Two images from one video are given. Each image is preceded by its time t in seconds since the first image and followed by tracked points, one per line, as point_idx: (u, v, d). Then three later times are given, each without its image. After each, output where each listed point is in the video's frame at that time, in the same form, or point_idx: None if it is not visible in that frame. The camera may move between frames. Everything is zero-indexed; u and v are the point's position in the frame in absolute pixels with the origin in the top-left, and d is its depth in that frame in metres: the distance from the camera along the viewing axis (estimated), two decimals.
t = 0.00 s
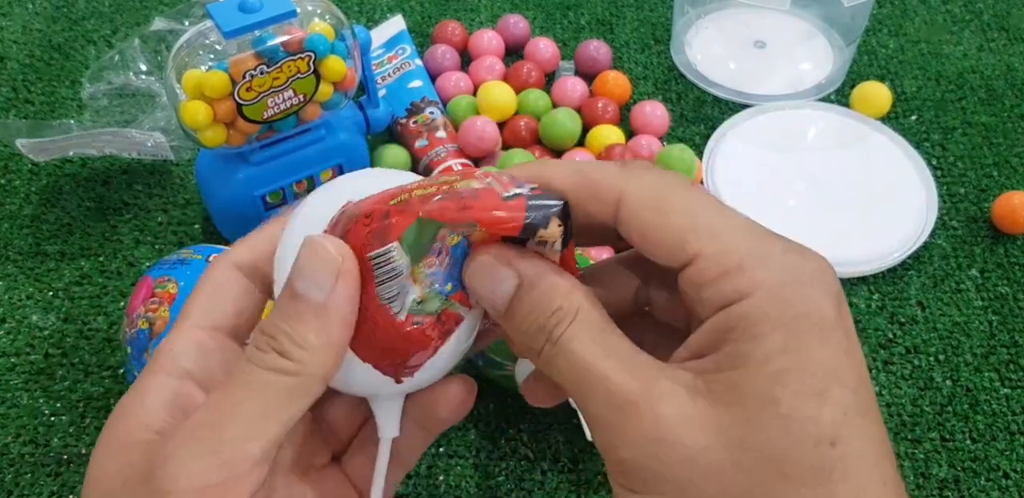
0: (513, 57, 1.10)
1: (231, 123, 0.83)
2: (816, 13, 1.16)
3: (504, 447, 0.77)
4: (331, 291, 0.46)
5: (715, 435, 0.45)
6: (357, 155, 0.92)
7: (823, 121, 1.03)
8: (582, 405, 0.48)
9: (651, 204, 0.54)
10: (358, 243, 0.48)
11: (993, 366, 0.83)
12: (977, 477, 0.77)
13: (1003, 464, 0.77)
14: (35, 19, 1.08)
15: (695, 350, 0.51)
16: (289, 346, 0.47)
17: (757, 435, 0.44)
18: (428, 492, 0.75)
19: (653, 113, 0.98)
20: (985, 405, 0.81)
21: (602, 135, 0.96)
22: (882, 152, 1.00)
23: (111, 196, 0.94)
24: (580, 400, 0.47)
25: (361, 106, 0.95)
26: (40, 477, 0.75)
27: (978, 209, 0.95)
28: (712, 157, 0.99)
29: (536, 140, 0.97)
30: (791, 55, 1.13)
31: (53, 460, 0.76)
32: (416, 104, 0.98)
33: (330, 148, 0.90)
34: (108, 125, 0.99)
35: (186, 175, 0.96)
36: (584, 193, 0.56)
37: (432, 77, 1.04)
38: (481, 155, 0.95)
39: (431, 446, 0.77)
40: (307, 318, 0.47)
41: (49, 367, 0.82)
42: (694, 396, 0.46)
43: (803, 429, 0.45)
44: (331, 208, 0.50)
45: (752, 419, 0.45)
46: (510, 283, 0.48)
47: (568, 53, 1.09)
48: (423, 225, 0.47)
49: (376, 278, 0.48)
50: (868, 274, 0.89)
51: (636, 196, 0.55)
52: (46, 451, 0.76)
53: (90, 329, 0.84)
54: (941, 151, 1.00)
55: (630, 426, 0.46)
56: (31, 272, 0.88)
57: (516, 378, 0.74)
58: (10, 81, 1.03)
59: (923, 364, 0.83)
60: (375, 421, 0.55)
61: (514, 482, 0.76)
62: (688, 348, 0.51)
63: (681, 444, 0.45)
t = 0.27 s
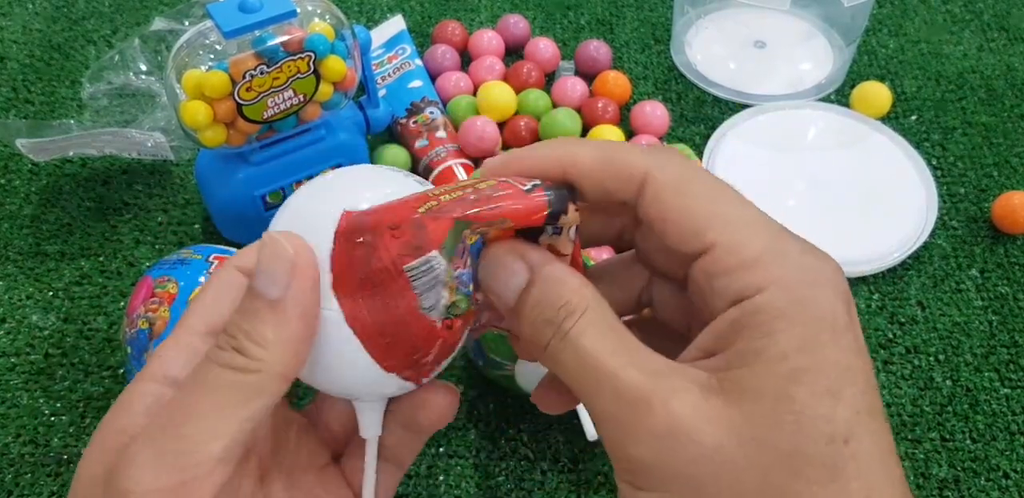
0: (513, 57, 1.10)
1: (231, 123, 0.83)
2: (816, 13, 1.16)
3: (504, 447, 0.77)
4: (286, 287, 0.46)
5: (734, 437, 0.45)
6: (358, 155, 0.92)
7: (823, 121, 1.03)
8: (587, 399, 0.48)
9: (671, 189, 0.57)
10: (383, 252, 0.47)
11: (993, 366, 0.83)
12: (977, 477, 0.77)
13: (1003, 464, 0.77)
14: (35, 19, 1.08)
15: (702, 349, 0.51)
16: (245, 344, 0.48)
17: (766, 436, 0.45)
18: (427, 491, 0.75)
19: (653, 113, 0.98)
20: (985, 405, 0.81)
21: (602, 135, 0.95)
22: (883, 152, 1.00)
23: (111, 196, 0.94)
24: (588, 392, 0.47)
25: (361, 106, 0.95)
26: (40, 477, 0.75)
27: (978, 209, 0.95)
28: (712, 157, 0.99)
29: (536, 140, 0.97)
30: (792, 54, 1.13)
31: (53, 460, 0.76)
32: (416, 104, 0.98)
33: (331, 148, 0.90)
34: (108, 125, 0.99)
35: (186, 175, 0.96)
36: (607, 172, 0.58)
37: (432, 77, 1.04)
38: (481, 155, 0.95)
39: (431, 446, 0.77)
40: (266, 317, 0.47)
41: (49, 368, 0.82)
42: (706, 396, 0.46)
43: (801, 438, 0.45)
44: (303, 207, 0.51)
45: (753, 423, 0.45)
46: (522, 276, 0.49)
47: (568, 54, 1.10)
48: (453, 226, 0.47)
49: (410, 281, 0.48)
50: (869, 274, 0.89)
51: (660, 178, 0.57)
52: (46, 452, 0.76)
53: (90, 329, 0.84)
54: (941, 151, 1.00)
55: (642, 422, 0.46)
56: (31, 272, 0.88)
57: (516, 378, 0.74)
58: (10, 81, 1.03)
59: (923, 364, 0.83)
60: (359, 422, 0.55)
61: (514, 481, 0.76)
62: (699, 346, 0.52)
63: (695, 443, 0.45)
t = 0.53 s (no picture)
0: (514, 57, 1.10)
1: (231, 122, 0.83)
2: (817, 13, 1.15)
3: (504, 447, 0.77)
4: (204, 277, 0.49)
5: (788, 401, 0.44)
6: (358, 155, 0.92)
7: (822, 122, 1.03)
8: (640, 352, 0.47)
9: (737, 153, 0.57)
10: (450, 197, 0.49)
11: (993, 366, 0.83)
12: (977, 477, 0.77)
13: (1003, 464, 0.77)
14: (34, 19, 1.08)
15: (759, 310, 0.51)
16: (166, 330, 0.51)
17: (819, 416, 0.44)
18: (428, 492, 0.75)
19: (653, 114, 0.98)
20: (985, 405, 0.81)
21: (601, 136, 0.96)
22: (883, 152, 1.00)
23: (111, 197, 0.94)
24: (643, 350, 0.46)
25: (360, 106, 0.96)
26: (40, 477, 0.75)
27: (978, 209, 0.95)
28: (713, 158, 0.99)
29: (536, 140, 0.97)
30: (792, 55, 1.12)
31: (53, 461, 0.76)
32: (416, 104, 0.97)
33: (331, 148, 0.90)
34: (108, 125, 0.99)
35: (185, 176, 0.96)
36: (673, 132, 0.59)
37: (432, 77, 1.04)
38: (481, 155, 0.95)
39: (431, 446, 0.77)
40: (185, 307, 0.50)
41: (49, 368, 0.82)
42: (763, 356, 0.46)
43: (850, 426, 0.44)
44: (270, 196, 0.49)
45: (814, 404, 0.44)
46: (576, 231, 0.49)
47: (568, 53, 1.09)
48: (513, 169, 0.49)
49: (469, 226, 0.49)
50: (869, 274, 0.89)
51: (728, 142, 0.57)
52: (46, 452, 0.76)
53: (90, 328, 0.84)
54: (941, 151, 1.00)
55: (697, 378, 0.45)
56: (31, 272, 0.88)
57: (516, 377, 0.74)
58: (10, 80, 1.03)
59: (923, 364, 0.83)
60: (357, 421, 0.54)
61: (514, 482, 0.76)
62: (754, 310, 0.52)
63: (750, 401, 0.44)
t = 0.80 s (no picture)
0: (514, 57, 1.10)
1: (232, 123, 0.83)
2: (816, 14, 1.14)
3: (504, 446, 0.78)
4: (111, 286, 0.50)
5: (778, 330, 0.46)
6: (357, 156, 0.92)
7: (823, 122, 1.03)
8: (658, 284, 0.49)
9: (754, 95, 0.57)
10: (479, 85, 0.59)
11: (991, 366, 0.84)
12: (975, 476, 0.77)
13: (1001, 463, 0.78)
14: (37, 20, 1.08)
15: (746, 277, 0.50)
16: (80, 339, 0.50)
17: (809, 331, 0.46)
18: (428, 491, 0.76)
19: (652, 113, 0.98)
20: (982, 404, 0.81)
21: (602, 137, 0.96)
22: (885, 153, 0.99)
23: (113, 197, 0.95)
24: (646, 262, 0.49)
25: (361, 106, 0.97)
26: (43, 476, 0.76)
27: (975, 209, 0.95)
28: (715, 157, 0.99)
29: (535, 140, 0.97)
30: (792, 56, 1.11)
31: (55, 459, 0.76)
32: (417, 104, 0.98)
33: (329, 148, 0.90)
34: (110, 126, 0.99)
35: (187, 176, 0.96)
36: (701, 76, 0.60)
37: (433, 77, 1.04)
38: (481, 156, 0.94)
39: (432, 445, 0.78)
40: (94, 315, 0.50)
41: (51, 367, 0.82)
42: (755, 279, 0.48)
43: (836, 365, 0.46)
44: (187, 203, 0.51)
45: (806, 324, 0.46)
46: (608, 164, 0.52)
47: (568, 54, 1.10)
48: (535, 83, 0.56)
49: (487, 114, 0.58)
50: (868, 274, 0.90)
51: (744, 84, 0.58)
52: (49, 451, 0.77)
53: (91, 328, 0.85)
54: (939, 151, 1.01)
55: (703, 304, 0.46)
56: (33, 272, 0.88)
57: (515, 376, 0.74)
58: (12, 81, 1.03)
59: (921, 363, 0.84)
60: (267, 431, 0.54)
61: (514, 481, 0.76)
62: (759, 243, 0.53)
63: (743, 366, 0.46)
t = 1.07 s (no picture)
0: (514, 57, 1.10)
1: (232, 123, 0.83)
2: (816, 13, 1.15)
3: (504, 446, 0.78)
4: (85, 315, 0.54)
5: (671, 303, 0.47)
6: (358, 156, 0.92)
7: (823, 122, 1.03)
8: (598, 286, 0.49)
9: (626, 66, 0.55)
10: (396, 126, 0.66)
11: (991, 366, 0.84)
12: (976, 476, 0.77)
13: (1001, 463, 0.78)
14: (37, 20, 1.08)
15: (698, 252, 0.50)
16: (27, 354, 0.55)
17: (694, 271, 0.47)
18: (428, 491, 0.76)
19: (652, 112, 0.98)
20: (982, 404, 0.81)
21: (602, 136, 0.96)
22: (881, 153, 1.00)
23: (113, 197, 0.95)
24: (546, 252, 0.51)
25: (361, 106, 0.97)
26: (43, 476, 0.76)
27: (975, 209, 0.95)
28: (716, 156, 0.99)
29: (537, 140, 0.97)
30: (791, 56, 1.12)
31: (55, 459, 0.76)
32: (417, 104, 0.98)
33: (330, 148, 0.90)
34: (110, 126, 0.99)
35: (188, 176, 0.96)
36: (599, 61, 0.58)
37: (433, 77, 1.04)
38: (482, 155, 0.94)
39: (432, 445, 0.78)
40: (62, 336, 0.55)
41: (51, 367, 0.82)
42: (640, 241, 0.49)
43: (774, 328, 0.47)
44: (167, 244, 0.55)
45: (700, 292, 0.47)
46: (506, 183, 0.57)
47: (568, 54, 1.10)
48: (430, 122, 0.63)
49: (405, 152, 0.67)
50: (868, 274, 0.90)
51: (618, 56, 0.56)
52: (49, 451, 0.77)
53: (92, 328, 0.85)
54: (939, 151, 1.01)
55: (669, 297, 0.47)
56: (33, 272, 0.88)
57: (516, 376, 0.74)
58: (12, 81, 1.03)
59: (921, 363, 0.84)
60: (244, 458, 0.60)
61: (514, 481, 0.76)
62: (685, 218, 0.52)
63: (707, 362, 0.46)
